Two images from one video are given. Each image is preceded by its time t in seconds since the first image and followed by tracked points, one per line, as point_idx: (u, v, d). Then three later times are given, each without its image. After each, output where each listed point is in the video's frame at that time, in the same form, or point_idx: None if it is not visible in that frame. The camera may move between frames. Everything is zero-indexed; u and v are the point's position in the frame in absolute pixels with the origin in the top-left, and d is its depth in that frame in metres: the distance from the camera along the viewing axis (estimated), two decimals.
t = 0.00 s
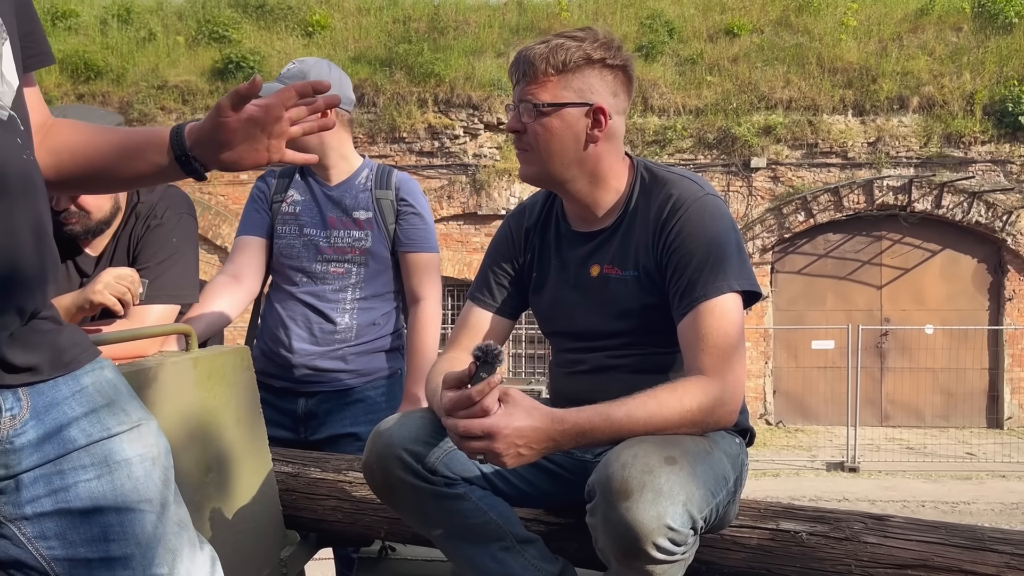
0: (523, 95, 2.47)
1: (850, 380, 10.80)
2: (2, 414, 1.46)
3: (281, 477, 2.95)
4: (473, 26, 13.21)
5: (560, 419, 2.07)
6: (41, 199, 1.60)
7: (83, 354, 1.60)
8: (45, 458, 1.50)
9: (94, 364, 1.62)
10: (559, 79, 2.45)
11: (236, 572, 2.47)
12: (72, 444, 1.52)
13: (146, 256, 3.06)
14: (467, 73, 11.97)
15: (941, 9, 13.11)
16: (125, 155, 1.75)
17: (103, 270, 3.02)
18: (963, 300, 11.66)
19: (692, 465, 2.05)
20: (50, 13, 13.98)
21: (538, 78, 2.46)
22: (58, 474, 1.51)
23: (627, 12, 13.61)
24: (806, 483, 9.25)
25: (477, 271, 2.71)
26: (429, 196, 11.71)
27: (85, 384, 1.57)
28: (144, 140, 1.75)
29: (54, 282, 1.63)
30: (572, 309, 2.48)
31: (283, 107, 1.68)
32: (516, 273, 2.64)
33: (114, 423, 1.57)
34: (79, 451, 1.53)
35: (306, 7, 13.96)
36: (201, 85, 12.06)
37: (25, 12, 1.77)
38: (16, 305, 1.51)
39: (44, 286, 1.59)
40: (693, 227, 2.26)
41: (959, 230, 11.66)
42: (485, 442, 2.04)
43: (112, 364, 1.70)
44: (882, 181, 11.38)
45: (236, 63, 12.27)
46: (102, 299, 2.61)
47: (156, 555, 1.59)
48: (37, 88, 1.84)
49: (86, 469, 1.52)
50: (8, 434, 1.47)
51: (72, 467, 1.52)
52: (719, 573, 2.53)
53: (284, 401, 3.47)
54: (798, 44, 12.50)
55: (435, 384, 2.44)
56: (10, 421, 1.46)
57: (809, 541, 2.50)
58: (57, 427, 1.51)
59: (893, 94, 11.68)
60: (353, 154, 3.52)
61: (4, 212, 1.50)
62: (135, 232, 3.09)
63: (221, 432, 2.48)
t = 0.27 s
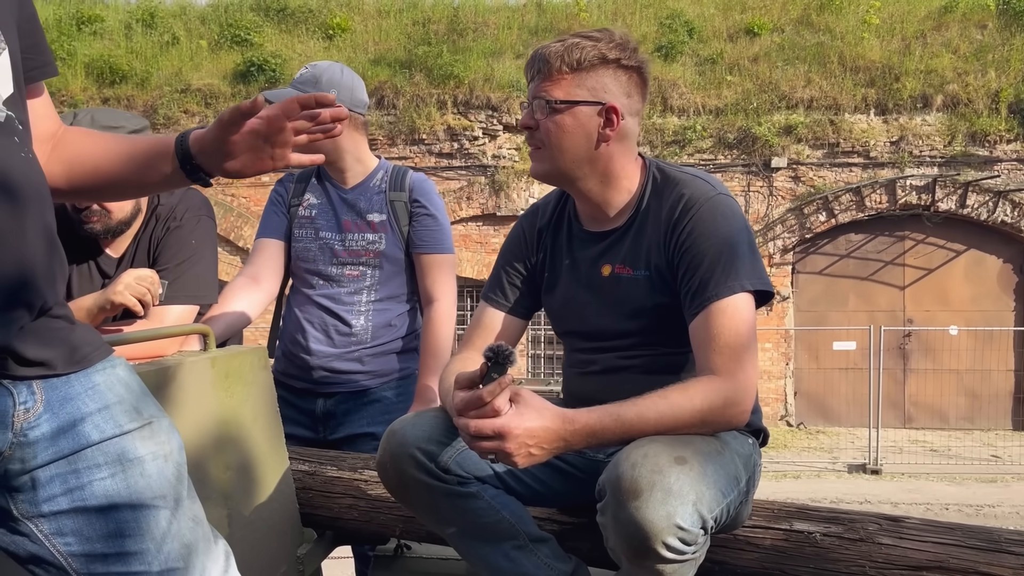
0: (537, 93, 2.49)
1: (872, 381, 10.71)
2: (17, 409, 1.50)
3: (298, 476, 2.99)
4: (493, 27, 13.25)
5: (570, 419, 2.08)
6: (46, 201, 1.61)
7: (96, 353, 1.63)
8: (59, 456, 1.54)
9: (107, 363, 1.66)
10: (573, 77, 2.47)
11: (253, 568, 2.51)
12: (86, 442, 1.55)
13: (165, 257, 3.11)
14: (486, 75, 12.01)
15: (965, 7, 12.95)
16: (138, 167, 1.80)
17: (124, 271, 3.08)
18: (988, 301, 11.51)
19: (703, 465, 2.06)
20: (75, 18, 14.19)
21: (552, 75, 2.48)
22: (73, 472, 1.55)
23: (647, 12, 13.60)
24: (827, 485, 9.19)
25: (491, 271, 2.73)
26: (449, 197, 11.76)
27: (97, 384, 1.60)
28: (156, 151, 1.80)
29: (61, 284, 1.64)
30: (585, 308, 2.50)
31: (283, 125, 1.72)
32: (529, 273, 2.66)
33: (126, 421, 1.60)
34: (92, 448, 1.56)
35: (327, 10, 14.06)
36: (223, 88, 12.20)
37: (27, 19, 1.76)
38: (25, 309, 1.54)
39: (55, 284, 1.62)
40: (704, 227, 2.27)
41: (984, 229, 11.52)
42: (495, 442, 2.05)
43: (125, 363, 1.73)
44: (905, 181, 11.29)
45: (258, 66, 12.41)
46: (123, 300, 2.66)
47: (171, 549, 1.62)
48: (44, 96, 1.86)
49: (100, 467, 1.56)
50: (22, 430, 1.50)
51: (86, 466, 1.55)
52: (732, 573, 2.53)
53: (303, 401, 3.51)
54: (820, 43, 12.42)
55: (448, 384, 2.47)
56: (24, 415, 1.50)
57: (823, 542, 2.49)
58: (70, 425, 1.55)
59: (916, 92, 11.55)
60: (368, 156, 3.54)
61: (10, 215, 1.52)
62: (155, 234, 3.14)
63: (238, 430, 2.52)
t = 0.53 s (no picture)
0: (546, 92, 2.50)
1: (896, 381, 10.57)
2: (28, 404, 1.53)
3: (311, 473, 3.03)
4: (513, 27, 13.27)
5: (577, 417, 2.09)
6: (54, 205, 1.65)
7: (103, 350, 1.67)
8: (70, 450, 1.57)
9: (115, 360, 1.69)
10: (582, 77, 2.48)
11: (266, 562, 2.54)
12: (96, 438, 1.58)
13: (181, 256, 3.16)
14: (506, 74, 12.02)
15: (992, 2, 12.73)
16: (131, 191, 1.85)
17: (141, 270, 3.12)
18: (1015, 300, 11.33)
19: (710, 463, 2.06)
20: (101, 21, 14.38)
21: (562, 75, 2.49)
22: (84, 466, 1.58)
23: (668, 10, 13.55)
24: (849, 486, 9.11)
25: (501, 270, 2.74)
26: (469, 197, 11.80)
27: (107, 379, 1.63)
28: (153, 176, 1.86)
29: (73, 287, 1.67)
30: (594, 306, 2.51)
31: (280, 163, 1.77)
32: (539, 272, 2.67)
33: (136, 416, 1.63)
34: (104, 443, 1.59)
35: (348, 10, 14.13)
36: (246, 89, 12.32)
37: (35, 27, 1.82)
38: (35, 307, 1.57)
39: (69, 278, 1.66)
40: (713, 225, 2.26)
41: (1011, 228, 11.35)
42: (502, 439, 2.07)
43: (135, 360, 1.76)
44: (930, 178, 11.18)
45: (280, 67, 12.53)
46: (138, 298, 2.70)
47: (182, 540, 1.64)
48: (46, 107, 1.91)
49: (111, 461, 1.59)
50: (33, 423, 1.54)
51: (97, 459, 1.58)
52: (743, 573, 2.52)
53: (319, 399, 3.55)
54: (843, 40, 12.30)
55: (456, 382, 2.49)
56: (34, 410, 1.54)
57: (835, 542, 2.48)
58: (81, 420, 1.58)
59: (941, 89, 11.36)
60: (382, 156, 3.57)
61: (18, 213, 1.55)
62: (171, 233, 3.19)
63: (252, 427, 2.55)
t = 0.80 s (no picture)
0: (556, 100, 2.46)
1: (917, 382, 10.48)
2: (41, 401, 1.55)
3: (325, 470, 3.04)
4: (531, 27, 13.27)
5: (585, 415, 2.10)
6: (67, 203, 1.67)
7: (117, 349, 1.69)
8: (84, 446, 1.60)
9: (129, 359, 1.71)
10: (593, 84, 2.44)
11: (280, 559, 2.57)
12: (110, 434, 1.61)
13: (196, 256, 3.20)
14: (524, 74, 12.04)
15: None
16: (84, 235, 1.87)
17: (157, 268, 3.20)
18: None
19: (717, 462, 2.06)
20: (123, 23, 14.54)
21: (572, 83, 2.45)
22: (97, 460, 1.61)
23: (686, 9, 13.49)
24: (870, 487, 9.03)
25: (511, 270, 2.75)
26: (486, 196, 11.82)
27: (120, 376, 1.66)
28: (114, 233, 1.88)
29: (87, 289, 1.69)
30: (604, 307, 2.51)
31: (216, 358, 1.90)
32: (549, 273, 2.68)
33: (148, 412, 1.67)
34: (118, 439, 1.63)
35: (366, 11, 14.20)
36: (266, 90, 12.42)
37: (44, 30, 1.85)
38: (50, 307, 1.59)
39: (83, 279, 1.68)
40: (722, 226, 2.26)
41: None
42: (510, 438, 2.09)
43: (148, 359, 1.79)
44: (952, 177, 11.08)
45: (300, 68, 12.63)
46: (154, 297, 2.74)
47: (193, 533, 1.67)
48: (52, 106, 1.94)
49: (124, 456, 1.62)
50: (46, 421, 1.56)
51: (110, 454, 1.61)
52: (753, 573, 2.52)
53: (334, 398, 3.58)
54: (864, 38, 12.19)
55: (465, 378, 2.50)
56: (48, 407, 1.56)
57: (846, 542, 2.47)
58: (95, 417, 1.61)
59: (964, 86, 11.22)
60: (396, 158, 3.59)
61: (32, 213, 1.58)
62: (186, 232, 3.24)
63: (266, 425, 2.58)
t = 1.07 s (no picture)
0: (593, 92, 2.41)
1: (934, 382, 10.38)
2: (46, 395, 1.58)
3: (331, 467, 3.06)
4: (545, 26, 13.27)
5: (584, 415, 2.11)
6: (74, 201, 1.70)
7: (121, 344, 1.73)
8: (85, 440, 1.64)
9: (133, 354, 1.75)
10: (629, 75, 2.42)
11: (285, 554, 2.60)
12: (111, 428, 1.65)
13: (204, 254, 3.24)
14: (538, 74, 12.04)
15: None
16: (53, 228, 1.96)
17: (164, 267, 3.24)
18: None
19: (716, 460, 2.06)
20: (140, 25, 14.67)
21: (609, 74, 2.41)
22: (97, 454, 1.64)
23: (701, 7, 13.45)
24: (885, 487, 8.97)
25: (514, 267, 2.76)
26: (500, 196, 11.85)
27: (124, 371, 1.70)
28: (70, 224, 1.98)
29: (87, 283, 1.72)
30: (607, 304, 2.52)
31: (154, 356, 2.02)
32: (552, 271, 2.70)
33: (150, 408, 1.71)
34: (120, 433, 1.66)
35: (381, 12, 14.25)
36: (281, 91, 12.49)
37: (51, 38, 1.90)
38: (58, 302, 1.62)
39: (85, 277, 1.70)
40: (723, 222, 2.26)
41: None
42: (510, 439, 2.11)
43: (151, 355, 1.83)
44: (969, 175, 10.98)
45: (314, 68, 12.68)
46: (160, 296, 2.77)
47: (190, 528, 1.70)
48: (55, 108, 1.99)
49: (124, 449, 1.66)
50: (50, 414, 1.59)
51: (110, 448, 1.65)
52: (757, 571, 2.51)
53: (345, 395, 3.62)
54: (880, 35, 12.10)
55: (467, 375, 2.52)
56: (52, 401, 1.59)
57: (850, 540, 2.46)
58: (96, 412, 1.64)
59: (982, 84, 11.12)
60: (405, 158, 3.61)
61: (46, 210, 1.61)
62: (195, 231, 3.28)
63: (272, 422, 2.61)
